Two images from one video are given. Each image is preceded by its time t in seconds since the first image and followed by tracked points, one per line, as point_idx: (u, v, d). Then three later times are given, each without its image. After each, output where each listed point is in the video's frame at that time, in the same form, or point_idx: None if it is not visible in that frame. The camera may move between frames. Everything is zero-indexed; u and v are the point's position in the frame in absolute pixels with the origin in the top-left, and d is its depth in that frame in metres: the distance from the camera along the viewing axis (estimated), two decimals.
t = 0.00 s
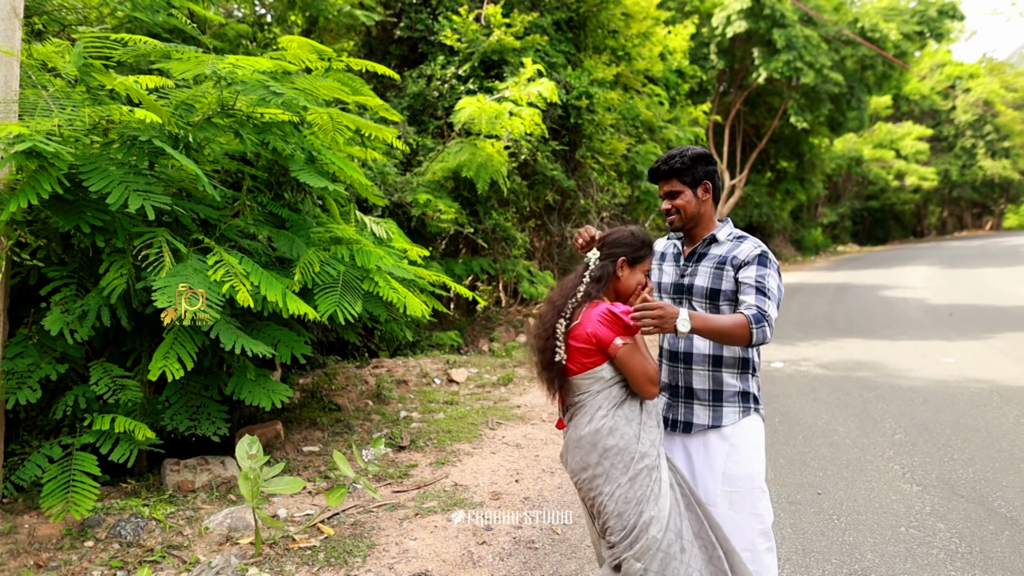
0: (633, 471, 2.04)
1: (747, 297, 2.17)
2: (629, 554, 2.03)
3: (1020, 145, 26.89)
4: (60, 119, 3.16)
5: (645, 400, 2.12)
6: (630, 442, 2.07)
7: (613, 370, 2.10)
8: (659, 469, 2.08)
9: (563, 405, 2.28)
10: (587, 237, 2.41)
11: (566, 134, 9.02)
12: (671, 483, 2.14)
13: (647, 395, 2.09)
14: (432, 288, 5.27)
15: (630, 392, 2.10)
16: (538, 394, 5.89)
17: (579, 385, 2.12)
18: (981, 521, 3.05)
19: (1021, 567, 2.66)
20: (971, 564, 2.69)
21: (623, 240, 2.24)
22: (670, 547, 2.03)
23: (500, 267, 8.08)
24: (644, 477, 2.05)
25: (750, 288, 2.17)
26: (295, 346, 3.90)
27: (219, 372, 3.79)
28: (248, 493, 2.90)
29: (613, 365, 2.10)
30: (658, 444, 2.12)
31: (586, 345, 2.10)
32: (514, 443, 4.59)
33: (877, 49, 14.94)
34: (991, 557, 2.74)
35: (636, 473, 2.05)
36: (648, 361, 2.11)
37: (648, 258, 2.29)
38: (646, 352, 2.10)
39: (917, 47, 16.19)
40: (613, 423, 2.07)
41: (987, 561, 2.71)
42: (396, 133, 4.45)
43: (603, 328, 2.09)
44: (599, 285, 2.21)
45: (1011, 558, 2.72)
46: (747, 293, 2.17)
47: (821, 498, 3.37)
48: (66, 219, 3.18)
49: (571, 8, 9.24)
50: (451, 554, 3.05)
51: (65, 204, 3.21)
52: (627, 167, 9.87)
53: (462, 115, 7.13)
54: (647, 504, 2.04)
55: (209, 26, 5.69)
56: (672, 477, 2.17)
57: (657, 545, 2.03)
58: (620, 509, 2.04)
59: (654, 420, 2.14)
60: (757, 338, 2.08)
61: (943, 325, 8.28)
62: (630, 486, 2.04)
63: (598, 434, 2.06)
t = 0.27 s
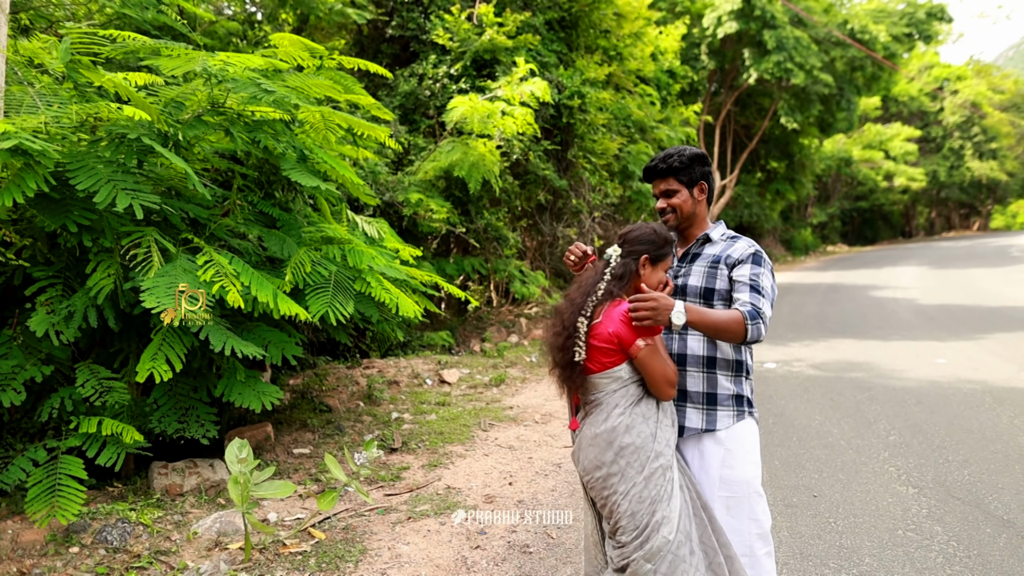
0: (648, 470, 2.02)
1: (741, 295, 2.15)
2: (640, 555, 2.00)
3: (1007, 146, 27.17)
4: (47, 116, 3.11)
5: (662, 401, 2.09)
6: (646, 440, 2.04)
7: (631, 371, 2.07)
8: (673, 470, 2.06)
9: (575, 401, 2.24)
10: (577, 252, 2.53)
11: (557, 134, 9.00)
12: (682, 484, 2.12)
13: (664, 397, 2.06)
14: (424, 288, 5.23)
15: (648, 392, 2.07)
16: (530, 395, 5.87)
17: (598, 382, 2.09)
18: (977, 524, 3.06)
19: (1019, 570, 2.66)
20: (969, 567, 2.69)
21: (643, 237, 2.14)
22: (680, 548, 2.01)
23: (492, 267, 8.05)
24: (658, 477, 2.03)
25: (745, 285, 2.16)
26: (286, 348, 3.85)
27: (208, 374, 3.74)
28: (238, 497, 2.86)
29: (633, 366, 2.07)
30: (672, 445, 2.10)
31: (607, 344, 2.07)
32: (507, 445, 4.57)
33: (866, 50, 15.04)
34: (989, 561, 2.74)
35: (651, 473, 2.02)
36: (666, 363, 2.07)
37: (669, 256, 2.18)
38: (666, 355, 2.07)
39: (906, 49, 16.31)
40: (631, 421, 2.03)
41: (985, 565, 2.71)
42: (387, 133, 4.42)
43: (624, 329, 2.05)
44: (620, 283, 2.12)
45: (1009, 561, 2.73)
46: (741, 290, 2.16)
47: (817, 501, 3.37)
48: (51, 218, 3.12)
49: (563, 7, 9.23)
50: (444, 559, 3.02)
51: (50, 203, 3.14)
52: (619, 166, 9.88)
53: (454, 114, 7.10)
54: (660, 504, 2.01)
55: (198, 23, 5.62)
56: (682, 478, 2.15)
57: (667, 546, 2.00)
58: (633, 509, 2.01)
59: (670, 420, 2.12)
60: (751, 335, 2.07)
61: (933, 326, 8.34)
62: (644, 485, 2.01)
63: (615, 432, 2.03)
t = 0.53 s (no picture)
0: (657, 466, 2.02)
1: (733, 284, 2.15)
2: (643, 550, 2.00)
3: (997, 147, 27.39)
4: (36, 111, 3.05)
5: (674, 398, 2.08)
6: (657, 437, 2.04)
7: (645, 367, 2.06)
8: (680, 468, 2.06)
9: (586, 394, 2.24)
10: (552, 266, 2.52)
11: (551, 133, 8.99)
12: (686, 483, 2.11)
13: (677, 394, 2.05)
14: (418, 287, 5.21)
15: (662, 388, 2.06)
16: (524, 394, 5.86)
17: (613, 375, 2.08)
18: (973, 525, 3.08)
19: (1014, 571, 2.67)
20: (964, 568, 2.70)
21: (659, 229, 2.09)
22: (683, 547, 2.01)
23: (485, 266, 8.04)
24: (667, 474, 2.03)
25: (736, 275, 2.16)
26: (279, 347, 3.82)
27: (200, 373, 3.71)
28: (231, 498, 2.85)
29: (648, 361, 2.06)
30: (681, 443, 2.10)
31: (623, 339, 2.06)
32: (500, 445, 4.56)
33: (859, 51, 15.11)
34: (984, 561, 2.76)
35: (660, 469, 2.02)
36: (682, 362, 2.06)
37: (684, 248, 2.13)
38: (682, 354, 2.06)
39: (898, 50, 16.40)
40: (643, 416, 2.03)
41: (980, 566, 2.72)
42: (381, 131, 4.40)
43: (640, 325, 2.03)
44: (636, 278, 2.09)
45: (1004, 563, 2.74)
46: (733, 280, 2.15)
47: (812, 501, 3.38)
48: (40, 215, 3.08)
49: (557, 5, 9.21)
50: (439, 560, 3.01)
51: (40, 200, 3.11)
52: (613, 166, 9.87)
53: (448, 112, 7.08)
54: (666, 500, 2.01)
55: (190, 19, 5.56)
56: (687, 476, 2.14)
57: (670, 543, 2.00)
58: (640, 504, 2.01)
59: (680, 417, 2.11)
60: (750, 318, 2.05)
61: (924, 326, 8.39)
62: (653, 481, 2.01)
63: (626, 427, 2.03)
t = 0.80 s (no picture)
0: (660, 461, 2.02)
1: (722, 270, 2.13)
2: (640, 544, 2.00)
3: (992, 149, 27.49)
4: (30, 108, 3.02)
5: (679, 395, 2.09)
6: (662, 432, 2.04)
7: (653, 360, 2.07)
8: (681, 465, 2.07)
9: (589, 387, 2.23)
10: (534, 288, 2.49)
11: (549, 132, 8.98)
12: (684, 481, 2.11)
13: (683, 389, 2.06)
14: (415, 286, 5.19)
15: (668, 383, 2.06)
16: (520, 394, 5.86)
17: (621, 366, 2.09)
18: (969, 526, 3.08)
19: (1010, 572, 2.68)
20: (960, 569, 2.71)
21: (658, 220, 2.08)
22: (681, 544, 2.01)
23: (481, 266, 8.02)
24: (670, 471, 2.03)
25: (723, 262, 2.14)
26: (275, 346, 3.81)
27: (196, 372, 3.69)
28: (226, 497, 2.82)
29: (655, 353, 2.07)
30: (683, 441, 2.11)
31: (632, 329, 2.08)
32: (497, 445, 4.55)
33: (856, 52, 15.13)
34: (980, 562, 2.76)
35: (664, 465, 2.02)
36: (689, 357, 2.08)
37: (689, 237, 2.11)
38: (689, 350, 2.07)
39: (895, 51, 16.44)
40: (650, 411, 2.03)
41: (977, 567, 2.73)
42: (378, 130, 4.38)
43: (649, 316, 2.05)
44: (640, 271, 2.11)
45: (1000, 563, 2.75)
46: (721, 267, 2.14)
47: (809, 502, 3.38)
48: (34, 213, 3.06)
49: (555, 5, 9.19)
50: (435, 560, 3.00)
51: (35, 198, 3.08)
52: (610, 165, 9.87)
53: (445, 111, 7.07)
54: (667, 495, 2.02)
55: (186, 17, 5.52)
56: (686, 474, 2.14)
57: (668, 540, 2.00)
58: (642, 499, 2.01)
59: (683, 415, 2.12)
60: (741, 295, 2.00)
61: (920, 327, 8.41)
62: (655, 476, 2.01)
63: (634, 420, 2.03)
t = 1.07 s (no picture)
0: (661, 459, 2.02)
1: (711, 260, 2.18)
2: (638, 542, 2.00)
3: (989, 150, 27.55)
4: (26, 105, 3.04)
5: (681, 392, 2.09)
6: (664, 430, 2.04)
7: (657, 356, 2.07)
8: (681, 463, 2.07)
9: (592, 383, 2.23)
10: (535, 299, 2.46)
11: (547, 132, 8.97)
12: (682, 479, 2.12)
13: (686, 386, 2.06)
14: (412, 286, 5.18)
15: (671, 379, 2.06)
16: (518, 393, 5.86)
17: (627, 361, 2.08)
18: (966, 527, 3.09)
19: (1006, 573, 2.68)
20: (957, 570, 2.71)
21: (654, 217, 2.09)
22: (679, 543, 2.01)
23: (479, 265, 8.02)
24: (670, 468, 2.03)
25: (712, 253, 2.20)
26: (272, 345, 3.80)
27: (192, 371, 3.67)
28: (222, 497, 2.83)
29: (659, 348, 2.07)
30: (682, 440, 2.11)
31: (639, 322, 2.07)
32: (494, 445, 4.54)
33: (854, 52, 15.16)
34: (977, 563, 2.77)
35: (665, 463, 2.02)
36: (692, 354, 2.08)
37: (687, 232, 2.10)
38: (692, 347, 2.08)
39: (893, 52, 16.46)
40: (652, 408, 2.03)
41: (974, 568, 2.73)
42: (376, 129, 4.36)
43: (657, 307, 2.05)
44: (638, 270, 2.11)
45: (997, 564, 2.75)
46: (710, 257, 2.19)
47: (806, 503, 3.38)
48: (31, 211, 3.04)
49: (553, 4, 9.19)
50: (432, 560, 2.99)
51: (31, 196, 3.07)
52: (608, 166, 9.87)
53: (443, 110, 7.06)
54: (666, 493, 2.02)
55: (183, 15, 5.50)
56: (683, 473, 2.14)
57: (666, 538, 2.00)
58: (642, 496, 2.00)
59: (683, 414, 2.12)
60: (730, 278, 2.04)
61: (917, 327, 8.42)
62: (656, 473, 2.01)
63: (637, 417, 2.02)
